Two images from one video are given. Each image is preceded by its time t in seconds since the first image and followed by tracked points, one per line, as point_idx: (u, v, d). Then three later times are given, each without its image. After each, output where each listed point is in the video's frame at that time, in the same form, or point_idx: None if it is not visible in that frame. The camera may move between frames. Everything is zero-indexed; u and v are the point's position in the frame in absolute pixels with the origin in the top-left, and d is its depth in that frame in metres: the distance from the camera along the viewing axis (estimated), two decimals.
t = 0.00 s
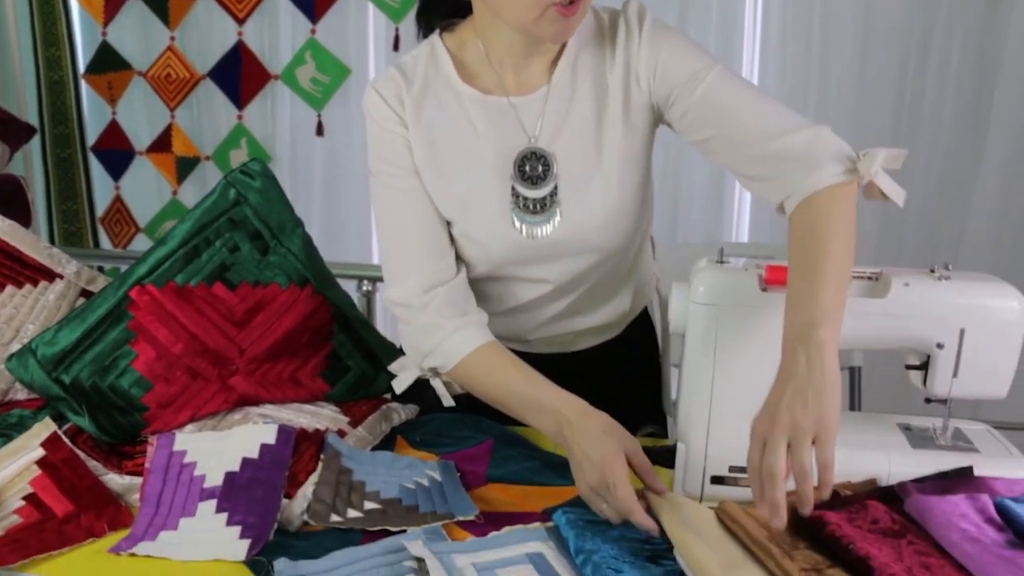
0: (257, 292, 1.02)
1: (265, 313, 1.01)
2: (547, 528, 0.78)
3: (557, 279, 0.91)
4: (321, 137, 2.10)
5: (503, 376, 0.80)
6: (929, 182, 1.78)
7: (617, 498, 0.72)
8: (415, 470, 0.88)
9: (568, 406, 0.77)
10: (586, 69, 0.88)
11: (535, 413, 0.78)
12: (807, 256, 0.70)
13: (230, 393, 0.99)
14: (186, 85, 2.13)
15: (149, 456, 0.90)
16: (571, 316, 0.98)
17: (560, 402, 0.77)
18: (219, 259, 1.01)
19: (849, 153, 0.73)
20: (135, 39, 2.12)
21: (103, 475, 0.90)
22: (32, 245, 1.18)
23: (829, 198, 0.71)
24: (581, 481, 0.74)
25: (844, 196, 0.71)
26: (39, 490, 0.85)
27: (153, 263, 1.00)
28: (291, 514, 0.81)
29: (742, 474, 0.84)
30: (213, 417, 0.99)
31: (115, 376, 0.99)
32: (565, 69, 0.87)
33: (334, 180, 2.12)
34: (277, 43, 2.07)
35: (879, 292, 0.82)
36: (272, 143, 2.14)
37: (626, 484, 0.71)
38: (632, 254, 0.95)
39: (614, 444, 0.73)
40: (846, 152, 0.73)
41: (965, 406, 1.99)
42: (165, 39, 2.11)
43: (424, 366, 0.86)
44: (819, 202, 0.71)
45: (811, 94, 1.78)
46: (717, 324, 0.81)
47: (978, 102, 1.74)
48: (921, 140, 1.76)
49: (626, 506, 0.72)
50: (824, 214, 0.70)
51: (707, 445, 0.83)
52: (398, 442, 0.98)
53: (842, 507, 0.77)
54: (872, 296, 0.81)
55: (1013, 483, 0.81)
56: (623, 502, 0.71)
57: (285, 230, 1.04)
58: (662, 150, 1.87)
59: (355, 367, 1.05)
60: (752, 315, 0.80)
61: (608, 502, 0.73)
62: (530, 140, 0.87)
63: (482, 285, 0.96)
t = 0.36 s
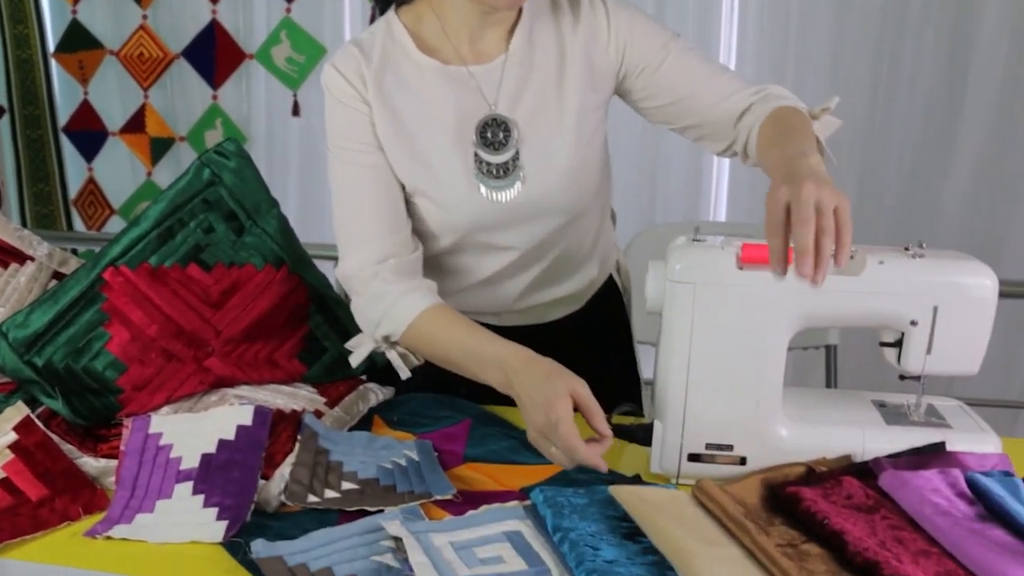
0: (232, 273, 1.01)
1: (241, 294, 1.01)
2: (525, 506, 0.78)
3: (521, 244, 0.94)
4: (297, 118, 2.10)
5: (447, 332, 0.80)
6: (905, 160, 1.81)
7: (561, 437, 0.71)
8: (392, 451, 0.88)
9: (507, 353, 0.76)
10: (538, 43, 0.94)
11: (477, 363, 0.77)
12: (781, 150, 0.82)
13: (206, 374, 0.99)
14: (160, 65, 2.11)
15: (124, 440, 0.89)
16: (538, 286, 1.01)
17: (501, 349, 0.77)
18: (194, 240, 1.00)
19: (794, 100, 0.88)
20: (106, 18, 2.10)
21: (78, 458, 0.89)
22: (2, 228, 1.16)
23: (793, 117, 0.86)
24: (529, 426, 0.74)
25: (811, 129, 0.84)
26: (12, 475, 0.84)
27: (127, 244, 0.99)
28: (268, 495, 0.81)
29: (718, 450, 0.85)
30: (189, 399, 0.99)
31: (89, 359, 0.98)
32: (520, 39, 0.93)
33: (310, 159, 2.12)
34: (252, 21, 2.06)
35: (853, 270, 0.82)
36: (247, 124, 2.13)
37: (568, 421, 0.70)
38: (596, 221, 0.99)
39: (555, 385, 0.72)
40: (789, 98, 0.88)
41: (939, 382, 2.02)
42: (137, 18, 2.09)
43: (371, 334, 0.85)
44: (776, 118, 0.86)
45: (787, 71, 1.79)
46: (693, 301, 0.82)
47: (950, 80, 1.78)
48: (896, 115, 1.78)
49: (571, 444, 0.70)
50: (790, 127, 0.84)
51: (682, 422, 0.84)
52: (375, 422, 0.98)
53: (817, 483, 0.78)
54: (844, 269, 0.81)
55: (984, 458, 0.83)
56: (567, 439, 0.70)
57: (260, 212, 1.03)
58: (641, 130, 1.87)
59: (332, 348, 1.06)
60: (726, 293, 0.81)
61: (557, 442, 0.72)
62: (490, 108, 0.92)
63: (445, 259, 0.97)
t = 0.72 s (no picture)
0: (213, 244, 1.01)
1: (223, 265, 1.00)
2: (508, 476, 0.79)
3: (511, 203, 0.96)
4: (279, 89, 2.08)
5: (420, 272, 0.83)
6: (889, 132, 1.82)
7: (544, 355, 0.73)
8: (376, 422, 0.89)
9: (477, 285, 0.80)
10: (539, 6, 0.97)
11: (451, 298, 0.81)
12: (797, 111, 0.84)
13: (189, 345, 0.98)
14: (139, 35, 2.08)
15: (107, 412, 0.88)
16: (538, 253, 1.03)
17: (470, 283, 0.80)
18: (174, 211, 1.00)
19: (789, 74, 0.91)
20: None
21: (60, 430, 0.88)
22: None
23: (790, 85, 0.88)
24: (502, 350, 0.76)
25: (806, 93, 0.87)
26: None
27: (106, 215, 0.98)
28: (252, 467, 0.81)
29: (702, 421, 0.85)
30: (171, 370, 0.98)
31: (69, 331, 0.97)
32: (519, 4, 0.97)
33: (293, 131, 2.11)
34: None
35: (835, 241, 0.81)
36: (229, 95, 2.11)
37: (545, 337, 0.73)
38: (597, 182, 1.02)
39: (527, 308, 0.75)
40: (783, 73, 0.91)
41: (921, 353, 2.04)
42: None
43: (360, 278, 0.88)
44: (773, 85, 0.89)
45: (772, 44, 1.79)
46: (676, 271, 0.81)
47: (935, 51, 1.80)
48: (880, 87, 1.79)
49: (557, 359, 0.72)
50: (788, 93, 0.87)
51: (666, 391, 0.85)
52: (359, 393, 1.00)
53: (800, 453, 0.78)
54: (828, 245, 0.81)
55: (964, 428, 0.83)
56: (548, 353, 0.72)
57: (241, 182, 1.02)
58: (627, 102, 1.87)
59: (315, 319, 1.06)
60: (710, 263, 0.81)
61: (536, 363, 0.74)
62: (487, 66, 0.95)
63: (439, 222, 1.00)
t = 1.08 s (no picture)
0: (196, 220, 1.00)
1: (206, 241, 1.00)
2: (494, 451, 0.79)
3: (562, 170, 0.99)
4: (262, 64, 2.08)
5: (437, 235, 0.89)
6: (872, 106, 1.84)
7: (517, 322, 0.77)
8: (361, 397, 0.89)
9: (484, 254, 0.85)
10: None
11: (462, 262, 0.86)
12: (836, 105, 0.81)
13: (172, 322, 0.98)
14: (118, 9, 2.07)
15: (89, 389, 0.87)
16: (583, 226, 1.06)
17: (479, 250, 0.85)
18: (156, 186, 0.99)
19: (859, 69, 0.88)
20: None
21: (43, 409, 0.87)
22: None
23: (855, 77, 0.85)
24: (482, 314, 0.80)
25: (865, 94, 0.81)
26: None
27: (87, 191, 0.96)
28: (236, 444, 0.81)
29: (686, 395, 0.86)
30: (154, 347, 0.97)
31: (51, 309, 0.94)
32: None
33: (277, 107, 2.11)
34: None
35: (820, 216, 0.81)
36: (211, 70, 2.11)
37: (520, 306, 0.76)
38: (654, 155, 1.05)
39: (515, 277, 0.79)
40: (855, 66, 0.88)
41: (905, 327, 2.06)
42: None
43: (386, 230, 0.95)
44: (833, 78, 0.86)
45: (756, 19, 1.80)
46: (661, 245, 0.81)
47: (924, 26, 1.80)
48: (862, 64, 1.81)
49: (528, 328, 0.76)
50: (845, 85, 0.84)
51: (651, 366, 0.85)
52: (343, 369, 1.01)
53: (784, 426, 0.78)
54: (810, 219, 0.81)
55: (946, 401, 0.84)
56: (520, 320, 0.76)
57: (223, 157, 1.02)
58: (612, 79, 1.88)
59: (299, 295, 1.07)
60: (694, 237, 0.81)
61: (508, 330, 0.78)
62: (545, 34, 0.97)
63: (478, 186, 1.05)
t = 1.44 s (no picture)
0: (178, 204, 0.99)
1: (188, 225, 0.99)
2: (478, 434, 0.79)
3: (600, 156, 1.00)
4: (245, 47, 2.12)
5: (453, 219, 0.91)
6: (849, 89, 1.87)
7: (518, 316, 0.79)
8: (345, 381, 0.89)
9: (491, 243, 0.87)
10: None
11: (469, 251, 0.89)
12: (868, 97, 0.80)
13: (155, 307, 0.97)
14: None
15: (71, 375, 0.86)
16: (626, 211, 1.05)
17: (486, 238, 0.87)
18: (137, 170, 0.98)
19: (896, 56, 0.87)
20: None
21: (25, 395, 0.87)
22: None
23: (892, 66, 0.84)
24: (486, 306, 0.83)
25: (901, 86, 0.81)
26: None
27: (67, 176, 0.95)
28: (221, 428, 0.81)
29: (671, 377, 0.86)
30: (137, 333, 0.96)
31: (32, 295, 0.93)
32: None
33: (260, 89, 2.15)
34: None
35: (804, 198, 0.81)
36: (194, 54, 2.15)
37: (520, 301, 0.79)
38: (694, 144, 1.07)
39: (517, 270, 0.82)
40: (892, 53, 0.88)
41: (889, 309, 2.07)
42: None
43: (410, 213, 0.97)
44: (868, 65, 0.85)
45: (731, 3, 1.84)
46: (646, 227, 0.81)
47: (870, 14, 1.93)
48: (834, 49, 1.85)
49: (528, 323, 0.79)
50: (878, 77, 0.82)
51: (636, 349, 0.85)
52: (327, 353, 1.01)
53: (768, 408, 0.79)
54: (790, 202, 0.81)
55: (929, 382, 0.84)
56: (519, 315, 0.79)
57: (205, 141, 1.02)
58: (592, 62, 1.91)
59: (283, 279, 1.06)
60: (678, 219, 0.81)
61: (511, 322, 0.81)
62: (581, 20, 0.99)
63: (516, 176, 1.07)
